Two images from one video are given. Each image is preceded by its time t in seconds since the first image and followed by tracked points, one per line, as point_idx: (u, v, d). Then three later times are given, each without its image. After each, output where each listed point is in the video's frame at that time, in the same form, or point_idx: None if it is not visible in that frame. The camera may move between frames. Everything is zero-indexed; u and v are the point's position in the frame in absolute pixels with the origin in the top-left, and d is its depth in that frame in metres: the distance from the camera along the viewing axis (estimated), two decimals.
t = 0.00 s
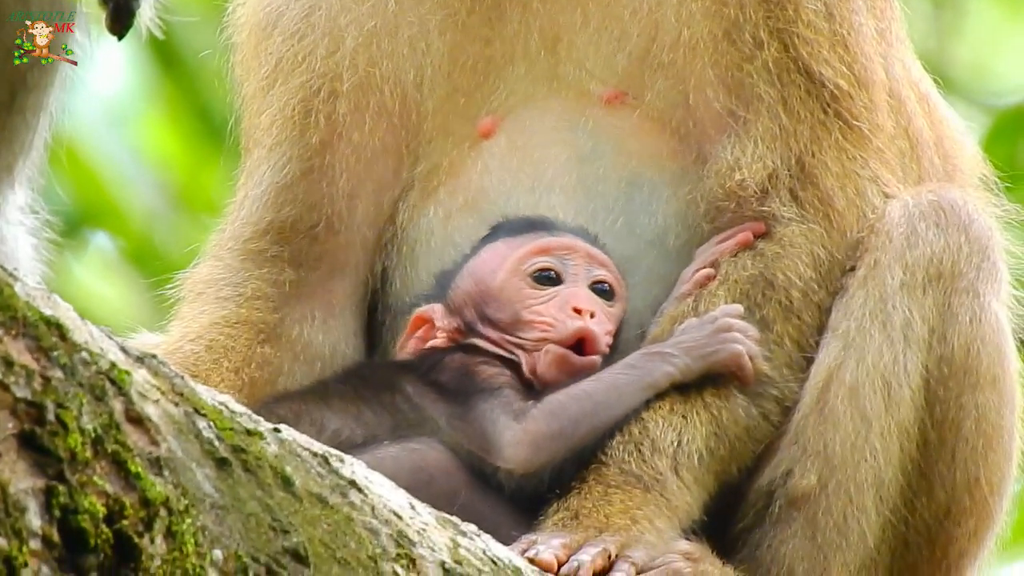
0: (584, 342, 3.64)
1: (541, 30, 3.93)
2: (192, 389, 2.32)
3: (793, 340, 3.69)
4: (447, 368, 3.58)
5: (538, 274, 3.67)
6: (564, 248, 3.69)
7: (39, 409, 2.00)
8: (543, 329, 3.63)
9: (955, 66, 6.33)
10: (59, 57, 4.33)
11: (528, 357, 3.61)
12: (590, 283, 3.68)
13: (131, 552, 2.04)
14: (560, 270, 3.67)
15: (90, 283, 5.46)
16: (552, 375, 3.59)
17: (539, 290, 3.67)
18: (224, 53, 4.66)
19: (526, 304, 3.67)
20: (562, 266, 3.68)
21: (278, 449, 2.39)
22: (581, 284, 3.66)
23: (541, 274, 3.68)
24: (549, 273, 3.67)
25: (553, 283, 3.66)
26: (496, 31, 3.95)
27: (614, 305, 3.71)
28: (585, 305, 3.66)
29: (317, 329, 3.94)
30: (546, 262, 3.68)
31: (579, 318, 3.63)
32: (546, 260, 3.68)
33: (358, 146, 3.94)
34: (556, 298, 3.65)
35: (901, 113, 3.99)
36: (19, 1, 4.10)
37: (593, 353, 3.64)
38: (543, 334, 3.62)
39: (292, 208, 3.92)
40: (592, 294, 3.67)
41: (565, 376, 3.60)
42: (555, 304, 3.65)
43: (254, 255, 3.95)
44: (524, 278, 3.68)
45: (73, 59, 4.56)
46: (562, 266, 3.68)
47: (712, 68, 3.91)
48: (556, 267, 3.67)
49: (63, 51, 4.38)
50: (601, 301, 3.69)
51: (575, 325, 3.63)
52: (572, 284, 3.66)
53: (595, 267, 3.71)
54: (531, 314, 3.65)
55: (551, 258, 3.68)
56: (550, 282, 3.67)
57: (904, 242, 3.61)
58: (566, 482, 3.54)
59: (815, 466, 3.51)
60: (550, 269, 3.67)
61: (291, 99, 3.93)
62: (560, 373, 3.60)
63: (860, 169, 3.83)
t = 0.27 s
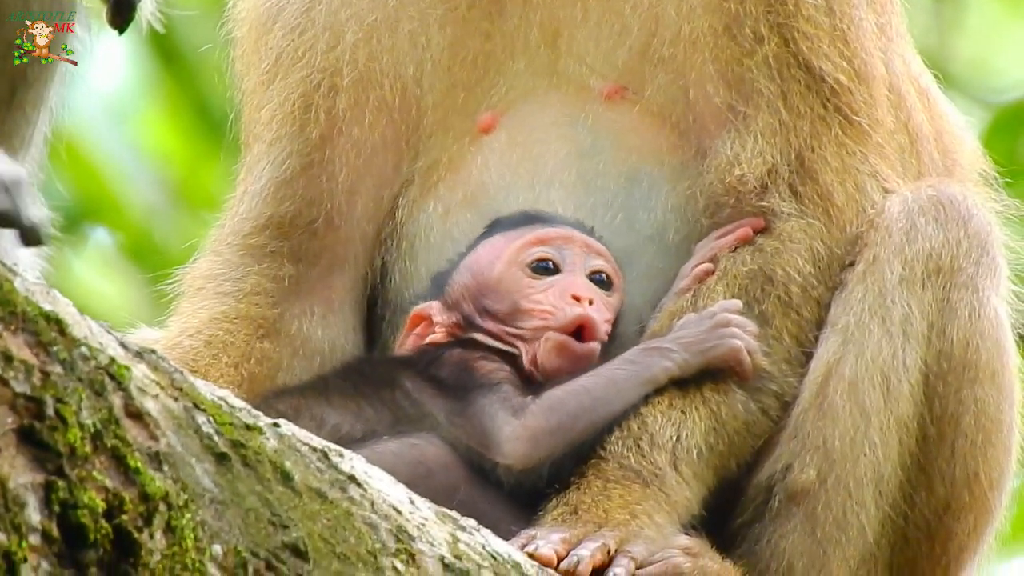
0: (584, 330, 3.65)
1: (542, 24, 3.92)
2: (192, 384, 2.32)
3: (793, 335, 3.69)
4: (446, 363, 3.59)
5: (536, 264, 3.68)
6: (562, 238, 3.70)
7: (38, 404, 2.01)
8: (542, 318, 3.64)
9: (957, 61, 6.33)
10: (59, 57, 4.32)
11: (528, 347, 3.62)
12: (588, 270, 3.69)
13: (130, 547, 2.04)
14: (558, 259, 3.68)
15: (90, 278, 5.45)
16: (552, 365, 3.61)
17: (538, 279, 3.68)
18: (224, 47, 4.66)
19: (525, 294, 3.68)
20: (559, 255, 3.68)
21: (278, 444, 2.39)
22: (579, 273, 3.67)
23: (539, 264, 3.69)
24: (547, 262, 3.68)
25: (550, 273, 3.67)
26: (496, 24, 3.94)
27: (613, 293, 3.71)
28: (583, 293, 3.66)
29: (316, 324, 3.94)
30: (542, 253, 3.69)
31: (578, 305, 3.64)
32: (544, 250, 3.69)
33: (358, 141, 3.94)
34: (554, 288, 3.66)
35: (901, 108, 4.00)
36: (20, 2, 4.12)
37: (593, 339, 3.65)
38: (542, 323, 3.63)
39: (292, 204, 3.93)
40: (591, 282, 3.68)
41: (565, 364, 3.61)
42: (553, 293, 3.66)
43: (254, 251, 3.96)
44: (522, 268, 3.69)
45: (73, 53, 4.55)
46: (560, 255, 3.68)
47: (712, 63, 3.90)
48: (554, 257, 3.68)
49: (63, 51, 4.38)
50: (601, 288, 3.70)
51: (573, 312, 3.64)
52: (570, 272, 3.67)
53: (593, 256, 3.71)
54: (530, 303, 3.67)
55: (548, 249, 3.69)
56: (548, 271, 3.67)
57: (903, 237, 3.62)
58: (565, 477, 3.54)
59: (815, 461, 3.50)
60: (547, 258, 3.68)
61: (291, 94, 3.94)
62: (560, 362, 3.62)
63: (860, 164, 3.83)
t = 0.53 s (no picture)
0: (577, 313, 3.63)
1: (541, 19, 3.92)
2: (191, 379, 2.32)
3: (793, 331, 3.69)
4: (443, 359, 3.58)
5: (526, 252, 3.67)
6: (551, 225, 3.69)
7: (38, 399, 2.01)
8: (535, 305, 3.63)
9: (956, 58, 6.29)
10: (60, 57, 4.12)
11: (523, 334, 3.61)
12: (579, 255, 3.68)
13: (130, 543, 2.04)
14: (548, 245, 3.67)
15: (88, 273, 5.50)
16: (548, 351, 3.60)
17: (529, 266, 3.67)
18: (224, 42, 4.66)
19: (517, 281, 3.67)
20: (549, 242, 3.68)
21: (277, 440, 2.40)
22: (570, 259, 3.66)
23: (529, 251, 3.68)
24: (537, 249, 3.67)
25: (541, 259, 3.66)
26: (495, 20, 3.94)
27: (605, 279, 3.70)
28: (575, 277, 3.65)
29: (316, 319, 3.95)
30: (532, 240, 3.68)
31: (571, 288, 3.63)
32: (533, 238, 3.69)
33: (358, 136, 3.95)
34: (545, 274, 3.65)
35: (901, 103, 4.00)
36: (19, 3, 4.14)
37: (587, 322, 3.63)
38: (535, 309, 3.63)
39: (292, 199, 3.93)
40: (582, 265, 3.67)
41: (559, 348, 3.61)
42: (544, 278, 3.65)
43: (254, 247, 3.95)
44: (513, 257, 3.68)
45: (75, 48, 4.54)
46: (550, 243, 3.67)
47: (712, 58, 3.91)
48: (543, 244, 3.67)
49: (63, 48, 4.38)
50: (593, 272, 3.69)
51: (566, 296, 3.63)
52: (560, 257, 3.65)
53: (583, 242, 3.71)
54: (523, 290, 3.66)
55: (538, 236, 3.69)
56: (538, 259, 3.66)
57: (903, 232, 3.62)
58: (564, 473, 3.54)
59: (814, 457, 3.50)
60: (537, 245, 3.68)
61: (291, 89, 3.94)
62: (555, 347, 3.60)
63: (860, 160, 3.83)
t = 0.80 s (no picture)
0: (571, 307, 3.64)
1: (541, 18, 3.92)
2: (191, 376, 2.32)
3: (792, 328, 3.70)
4: (442, 356, 3.57)
5: (520, 248, 3.67)
6: (543, 220, 3.70)
7: (38, 396, 2.00)
8: (530, 301, 3.63)
9: (956, 55, 6.30)
10: (60, 58, 4.09)
11: (518, 330, 3.61)
12: (572, 249, 3.69)
13: (130, 539, 2.03)
14: (541, 241, 3.67)
15: (89, 269, 5.49)
16: (544, 346, 3.60)
17: (522, 262, 3.66)
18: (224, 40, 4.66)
19: (511, 277, 3.66)
20: (542, 238, 3.68)
21: (277, 436, 2.40)
22: (563, 253, 3.66)
23: (522, 247, 3.68)
24: (530, 245, 3.67)
25: (534, 255, 3.66)
26: (495, 18, 3.94)
27: (599, 273, 3.71)
28: (569, 271, 3.66)
29: (316, 317, 3.95)
30: (525, 237, 3.68)
31: (565, 282, 3.64)
32: (526, 234, 3.69)
33: (358, 135, 3.95)
34: (539, 268, 3.64)
35: (900, 101, 4.00)
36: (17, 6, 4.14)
37: (582, 315, 3.63)
38: (530, 304, 3.63)
39: (292, 197, 3.93)
40: (575, 259, 3.68)
41: (555, 342, 3.60)
42: (538, 273, 3.65)
43: (254, 245, 3.95)
44: (506, 253, 3.68)
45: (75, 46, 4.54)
46: (543, 238, 3.68)
47: (711, 57, 3.90)
48: (536, 240, 3.68)
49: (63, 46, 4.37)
50: (586, 265, 3.69)
51: (560, 290, 3.63)
52: (553, 252, 3.65)
53: (576, 237, 3.71)
54: (517, 286, 3.66)
55: (530, 232, 3.69)
56: (532, 254, 3.66)
57: (903, 230, 3.62)
58: (564, 470, 3.54)
59: (814, 454, 3.50)
60: (530, 241, 3.68)
61: (291, 87, 3.94)
62: (551, 341, 3.61)
63: (859, 157, 3.83)
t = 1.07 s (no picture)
0: (571, 303, 3.63)
1: (541, 16, 3.92)
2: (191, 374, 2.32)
3: (792, 326, 3.70)
4: (441, 355, 3.57)
5: (519, 246, 3.67)
6: (542, 217, 3.69)
7: (37, 395, 2.00)
8: (529, 298, 3.63)
9: (957, 52, 6.28)
10: (60, 57, 4.09)
11: (518, 328, 3.61)
12: (571, 246, 3.68)
13: (129, 538, 2.03)
14: (540, 238, 3.67)
15: (89, 267, 5.49)
16: (543, 344, 3.60)
17: (522, 259, 3.66)
18: (224, 38, 4.66)
19: (510, 274, 3.66)
20: (541, 235, 3.67)
21: (277, 435, 2.40)
22: (562, 250, 3.65)
23: (521, 245, 3.67)
24: (529, 242, 3.67)
25: (533, 253, 3.65)
26: (495, 16, 3.94)
27: (598, 270, 3.70)
28: (568, 268, 3.64)
29: (316, 315, 3.95)
30: (524, 234, 3.68)
31: (564, 279, 3.63)
32: (525, 232, 3.68)
33: (358, 134, 3.95)
34: (538, 265, 3.63)
35: (899, 98, 3.99)
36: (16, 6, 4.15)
37: (582, 313, 3.62)
38: (529, 301, 3.62)
39: (292, 195, 3.93)
40: (575, 257, 3.67)
41: (555, 339, 3.60)
42: (537, 270, 3.64)
43: (254, 243, 3.95)
44: (505, 250, 3.68)
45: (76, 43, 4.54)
46: (541, 236, 3.67)
47: (712, 55, 3.90)
48: (536, 238, 3.67)
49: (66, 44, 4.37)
50: (585, 262, 3.68)
51: (560, 287, 3.62)
52: (552, 249, 3.65)
53: (575, 234, 3.71)
54: (516, 283, 3.65)
55: (530, 230, 3.68)
56: (531, 251, 3.65)
57: (903, 228, 3.62)
58: (564, 468, 3.54)
59: (814, 452, 3.50)
60: (529, 239, 3.67)
61: (291, 85, 3.94)
62: (550, 339, 3.60)
63: (860, 155, 3.83)
